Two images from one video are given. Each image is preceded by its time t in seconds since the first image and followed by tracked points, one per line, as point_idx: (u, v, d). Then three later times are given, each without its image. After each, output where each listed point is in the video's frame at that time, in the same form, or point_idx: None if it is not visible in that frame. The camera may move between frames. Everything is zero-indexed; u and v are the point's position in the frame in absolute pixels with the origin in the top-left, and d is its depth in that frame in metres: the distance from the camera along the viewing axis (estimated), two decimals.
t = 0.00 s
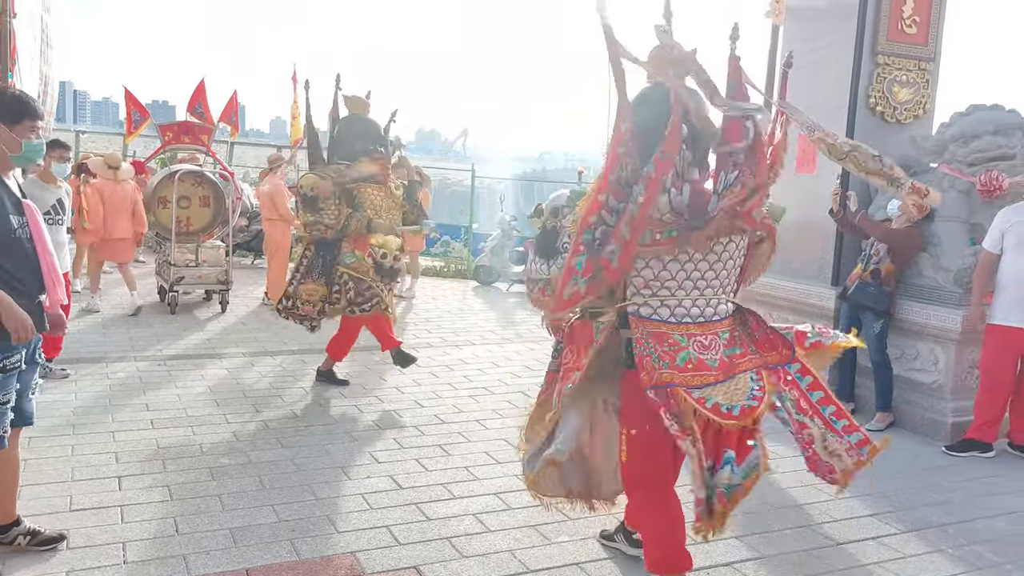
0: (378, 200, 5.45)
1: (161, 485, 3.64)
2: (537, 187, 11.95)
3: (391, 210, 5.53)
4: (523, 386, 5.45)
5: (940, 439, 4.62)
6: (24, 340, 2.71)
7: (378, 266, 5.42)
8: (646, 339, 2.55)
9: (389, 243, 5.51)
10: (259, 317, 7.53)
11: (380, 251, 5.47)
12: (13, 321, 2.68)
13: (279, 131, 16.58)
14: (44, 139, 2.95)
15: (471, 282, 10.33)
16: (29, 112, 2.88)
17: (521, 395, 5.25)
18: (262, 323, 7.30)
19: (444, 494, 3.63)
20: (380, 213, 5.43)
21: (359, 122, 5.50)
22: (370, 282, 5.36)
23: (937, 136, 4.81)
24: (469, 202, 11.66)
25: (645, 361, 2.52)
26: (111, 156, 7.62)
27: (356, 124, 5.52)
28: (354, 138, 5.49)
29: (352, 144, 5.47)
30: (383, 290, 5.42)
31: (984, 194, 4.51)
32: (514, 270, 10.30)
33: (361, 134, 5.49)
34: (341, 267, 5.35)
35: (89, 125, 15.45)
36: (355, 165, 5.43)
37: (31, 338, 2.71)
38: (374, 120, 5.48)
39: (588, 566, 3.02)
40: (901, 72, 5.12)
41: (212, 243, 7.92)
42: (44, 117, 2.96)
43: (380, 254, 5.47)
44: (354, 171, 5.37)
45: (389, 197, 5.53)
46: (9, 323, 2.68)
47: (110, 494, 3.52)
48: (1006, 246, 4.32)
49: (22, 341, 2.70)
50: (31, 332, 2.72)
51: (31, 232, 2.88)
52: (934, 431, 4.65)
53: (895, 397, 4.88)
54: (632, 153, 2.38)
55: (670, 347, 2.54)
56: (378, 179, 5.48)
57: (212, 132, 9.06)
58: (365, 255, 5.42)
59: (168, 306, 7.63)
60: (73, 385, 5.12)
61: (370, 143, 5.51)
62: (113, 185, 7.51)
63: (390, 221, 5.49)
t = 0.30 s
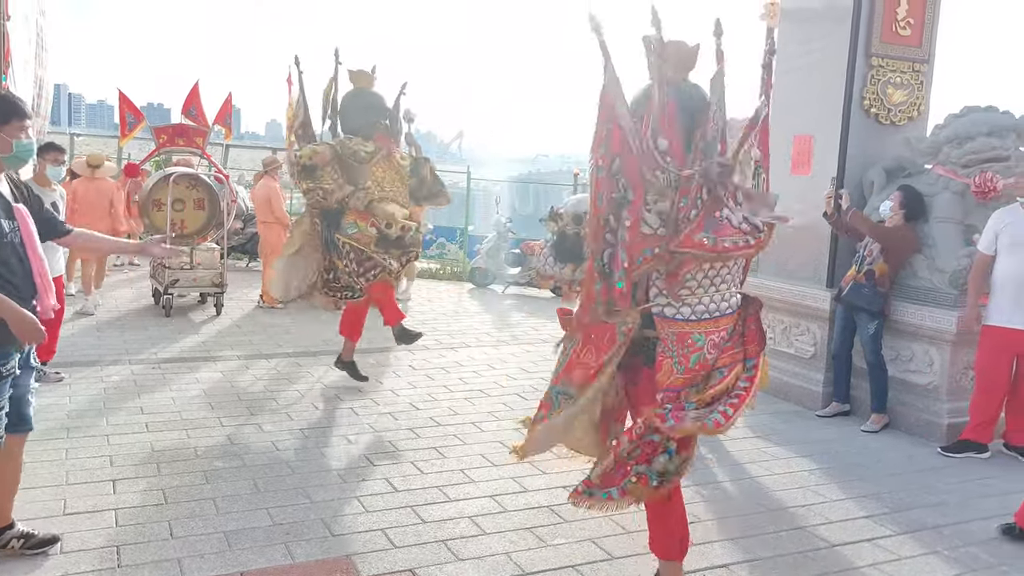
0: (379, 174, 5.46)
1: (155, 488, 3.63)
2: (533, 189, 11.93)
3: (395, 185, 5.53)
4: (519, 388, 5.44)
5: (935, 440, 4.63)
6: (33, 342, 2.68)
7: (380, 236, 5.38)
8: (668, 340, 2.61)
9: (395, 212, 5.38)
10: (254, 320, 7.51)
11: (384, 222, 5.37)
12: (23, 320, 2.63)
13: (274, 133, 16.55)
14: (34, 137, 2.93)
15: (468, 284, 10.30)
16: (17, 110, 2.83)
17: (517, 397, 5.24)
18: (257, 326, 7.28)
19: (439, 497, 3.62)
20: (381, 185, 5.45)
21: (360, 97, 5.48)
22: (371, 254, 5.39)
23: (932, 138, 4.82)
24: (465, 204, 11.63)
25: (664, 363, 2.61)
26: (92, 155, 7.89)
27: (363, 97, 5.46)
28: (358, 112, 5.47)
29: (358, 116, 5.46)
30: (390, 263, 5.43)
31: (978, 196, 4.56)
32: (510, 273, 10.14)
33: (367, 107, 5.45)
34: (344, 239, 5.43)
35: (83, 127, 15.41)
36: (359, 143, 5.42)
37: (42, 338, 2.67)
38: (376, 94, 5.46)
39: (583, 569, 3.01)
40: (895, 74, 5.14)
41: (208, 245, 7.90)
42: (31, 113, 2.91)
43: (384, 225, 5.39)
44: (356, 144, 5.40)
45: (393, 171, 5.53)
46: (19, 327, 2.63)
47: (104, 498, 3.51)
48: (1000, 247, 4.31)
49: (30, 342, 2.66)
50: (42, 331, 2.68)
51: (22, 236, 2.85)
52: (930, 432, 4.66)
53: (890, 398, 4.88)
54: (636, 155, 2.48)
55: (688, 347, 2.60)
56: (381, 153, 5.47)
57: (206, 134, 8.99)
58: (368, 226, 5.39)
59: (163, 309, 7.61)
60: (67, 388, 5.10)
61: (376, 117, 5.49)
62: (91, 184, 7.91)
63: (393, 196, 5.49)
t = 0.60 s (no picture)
0: (378, 203, 5.42)
1: (154, 490, 3.62)
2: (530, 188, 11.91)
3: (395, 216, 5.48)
4: (518, 387, 5.43)
5: (933, 435, 4.64)
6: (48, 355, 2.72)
7: (376, 267, 5.38)
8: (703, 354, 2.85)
9: (392, 248, 5.39)
10: (251, 321, 7.49)
11: (380, 254, 5.39)
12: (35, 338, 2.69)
13: (270, 134, 16.50)
14: (60, 148, 2.91)
15: (465, 284, 10.29)
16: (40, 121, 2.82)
17: (515, 396, 5.23)
18: (255, 327, 7.27)
19: (438, 497, 3.62)
20: (381, 215, 5.41)
21: (366, 124, 5.51)
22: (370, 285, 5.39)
23: (927, 133, 4.82)
24: (461, 203, 11.61)
25: (696, 376, 2.84)
26: (87, 158, 7.99)
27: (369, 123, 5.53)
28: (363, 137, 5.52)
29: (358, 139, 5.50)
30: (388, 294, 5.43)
31: (974, 191, 4.55)
32: (508, 271, 10.02)
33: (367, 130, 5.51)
34: (343, 270, 5.43)
35: (78, 129, 15.38)
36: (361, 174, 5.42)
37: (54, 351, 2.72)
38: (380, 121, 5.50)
39: (582, 567, 3.01)
40: (891, 69, 5.14)
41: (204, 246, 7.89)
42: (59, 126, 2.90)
43: (380, 257, 5.40)
44: (354, 173, 5.40)
45: (392, 200, 5.48)
46: (29, 338, 2.68)
47: (102, 499, 3.50)
48: (995, 242, 4.31)
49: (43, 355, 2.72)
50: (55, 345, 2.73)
51: (36, 249, 2.84)
52: (928, 428, 4.66)
53: (888, 394, 4.89)
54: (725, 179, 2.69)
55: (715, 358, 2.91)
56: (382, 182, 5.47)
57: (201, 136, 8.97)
58: (364, 258, 5.39)
59: (160, 310, 7.59)
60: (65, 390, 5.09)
61: (379, 144, 5.54)
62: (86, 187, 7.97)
63: (393, 225, 5.45)
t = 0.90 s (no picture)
0: (370, 177, 5.45)
1: (144, 495, 3.59)
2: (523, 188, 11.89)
3: (389, 187, 5.50)
4: (511, 388, 5.41)
5: (926, 432, 4.64)
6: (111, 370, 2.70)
7: (373, 237, 5.39)
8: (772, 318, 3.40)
9: (389, 217, 5.43)
10: (243, 324, 7.45)
11: (377, 223, 5.41)
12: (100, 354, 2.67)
13: (262, 137, 16.43)
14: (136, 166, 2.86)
15: (458, 285, 10.26)
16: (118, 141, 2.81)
17: (509, 396, 5.22)
18: (247, 330, 7.24)
19: (432, 498, 3.60)
20: (374, 186, 5.43)
21: (356, 100, 5.48)
22: (368, 254, 5.37)
23: (918, 130, 4.82)
24: (454, 204, 11.58)
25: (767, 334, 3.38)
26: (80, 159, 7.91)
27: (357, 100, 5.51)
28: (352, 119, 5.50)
29: (354, 130, 5.47)
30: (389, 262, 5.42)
31: (965, 188, 4.57)
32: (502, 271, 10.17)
33: (363, 115, 5.49)
34: (339, 241, 5.43)
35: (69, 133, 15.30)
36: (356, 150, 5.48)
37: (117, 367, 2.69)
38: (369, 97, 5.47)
39: (576, 567, 2.99)
40: (881, 66, 5.14)
41: (195, 249, 7.85)
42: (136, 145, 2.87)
43: (377, 226, 5.42)
44: (347, 149, 5.43)
45: (386, 174, 5.50)
46: (90, 351, 2.64)
47: (91, 505, 3.47)
48: (985, 239, 4.31)
49: (106, 369, 2.68)
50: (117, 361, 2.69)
51: (113, 265, 2.80)
52: (921, 424, 4.66)
53: (881, 391, 4.89)
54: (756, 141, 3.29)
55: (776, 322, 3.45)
56: (374, 158, 5.46)
57: (192, 137, 8.92)
58: (360, 227, 5.42)
59: (151, 313, 7.54)
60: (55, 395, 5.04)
61: (369, 122, 5.52)
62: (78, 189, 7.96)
63: (386, 198, 5.47)
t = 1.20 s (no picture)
0: (360, 198, 5.40)
1: (136, 496, 3.57)
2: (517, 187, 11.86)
3: (379, 207, 5.43)
4: (504, 387, 5.40)
5: (919, 430, 4.64)
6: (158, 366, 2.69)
7: (366, 256, 5.40)
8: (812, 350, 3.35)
9: (379, 238, 5.37)
10: (236, 324, 7.41)
11: (367, 244, 5.39)
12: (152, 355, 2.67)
13: (254, 136, 16.36)
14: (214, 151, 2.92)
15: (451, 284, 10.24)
16: (199, 127, 2.87)
17: (502, 396, 5.21)
18: (239, 330, 7.20)
19: (425, 498, 3.58)
20: (364, 207, 5.39)
21: (346, 118, 5.52)
22: (363, 273, 5.41)
23: (910, 128, 4.77)
24: (447, 203, 11.56)
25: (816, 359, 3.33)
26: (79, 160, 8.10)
27: (347, 117, 5.52)
28: (342, 134, 5.53)
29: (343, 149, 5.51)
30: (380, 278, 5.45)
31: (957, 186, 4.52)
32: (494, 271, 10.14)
33: (355, 135, 5.51)
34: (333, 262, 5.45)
35: (59, 132, 15.22)
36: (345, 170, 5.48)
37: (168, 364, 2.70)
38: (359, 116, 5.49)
39: (570, 567, 2.98)
40: (874, 66, 5.15)
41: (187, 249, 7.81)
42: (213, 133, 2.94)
43: (369, 246, 5.41)
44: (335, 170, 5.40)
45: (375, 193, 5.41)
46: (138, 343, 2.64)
47: (83, 506, 3.44)
48: (977, 238, 4.33)
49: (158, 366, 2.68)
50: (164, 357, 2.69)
51: (192, 246, 2.86)
52: (914, 422, 4.67)
53: (874, 389, 4.90)
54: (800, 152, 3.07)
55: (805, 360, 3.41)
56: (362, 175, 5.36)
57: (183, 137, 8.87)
58: (352, 247, 5.40)
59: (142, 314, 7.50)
60: (45, 396, 5.01)
61: (360, 139, 5.55)
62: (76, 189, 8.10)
63: (374, 216, 5.40)
